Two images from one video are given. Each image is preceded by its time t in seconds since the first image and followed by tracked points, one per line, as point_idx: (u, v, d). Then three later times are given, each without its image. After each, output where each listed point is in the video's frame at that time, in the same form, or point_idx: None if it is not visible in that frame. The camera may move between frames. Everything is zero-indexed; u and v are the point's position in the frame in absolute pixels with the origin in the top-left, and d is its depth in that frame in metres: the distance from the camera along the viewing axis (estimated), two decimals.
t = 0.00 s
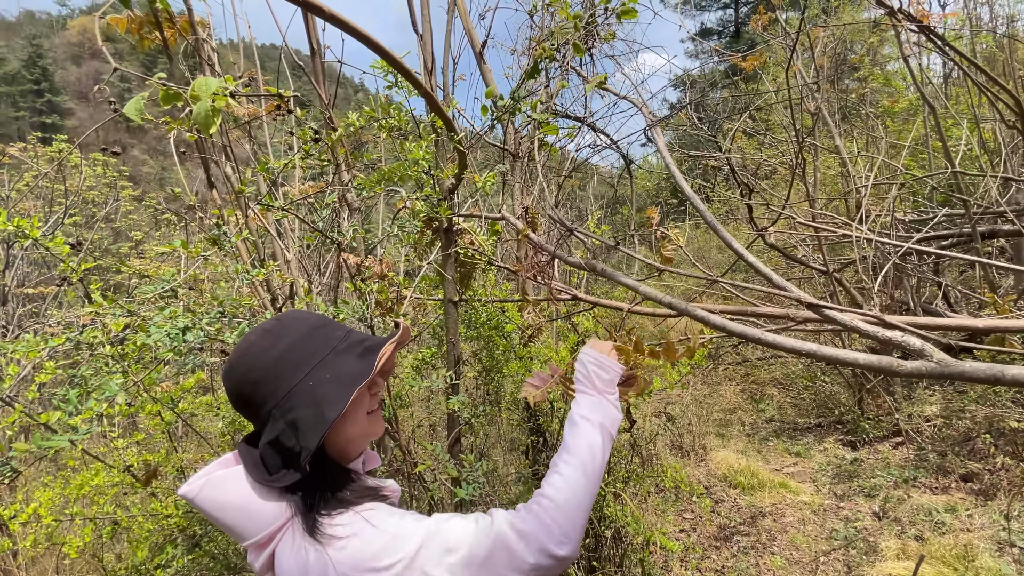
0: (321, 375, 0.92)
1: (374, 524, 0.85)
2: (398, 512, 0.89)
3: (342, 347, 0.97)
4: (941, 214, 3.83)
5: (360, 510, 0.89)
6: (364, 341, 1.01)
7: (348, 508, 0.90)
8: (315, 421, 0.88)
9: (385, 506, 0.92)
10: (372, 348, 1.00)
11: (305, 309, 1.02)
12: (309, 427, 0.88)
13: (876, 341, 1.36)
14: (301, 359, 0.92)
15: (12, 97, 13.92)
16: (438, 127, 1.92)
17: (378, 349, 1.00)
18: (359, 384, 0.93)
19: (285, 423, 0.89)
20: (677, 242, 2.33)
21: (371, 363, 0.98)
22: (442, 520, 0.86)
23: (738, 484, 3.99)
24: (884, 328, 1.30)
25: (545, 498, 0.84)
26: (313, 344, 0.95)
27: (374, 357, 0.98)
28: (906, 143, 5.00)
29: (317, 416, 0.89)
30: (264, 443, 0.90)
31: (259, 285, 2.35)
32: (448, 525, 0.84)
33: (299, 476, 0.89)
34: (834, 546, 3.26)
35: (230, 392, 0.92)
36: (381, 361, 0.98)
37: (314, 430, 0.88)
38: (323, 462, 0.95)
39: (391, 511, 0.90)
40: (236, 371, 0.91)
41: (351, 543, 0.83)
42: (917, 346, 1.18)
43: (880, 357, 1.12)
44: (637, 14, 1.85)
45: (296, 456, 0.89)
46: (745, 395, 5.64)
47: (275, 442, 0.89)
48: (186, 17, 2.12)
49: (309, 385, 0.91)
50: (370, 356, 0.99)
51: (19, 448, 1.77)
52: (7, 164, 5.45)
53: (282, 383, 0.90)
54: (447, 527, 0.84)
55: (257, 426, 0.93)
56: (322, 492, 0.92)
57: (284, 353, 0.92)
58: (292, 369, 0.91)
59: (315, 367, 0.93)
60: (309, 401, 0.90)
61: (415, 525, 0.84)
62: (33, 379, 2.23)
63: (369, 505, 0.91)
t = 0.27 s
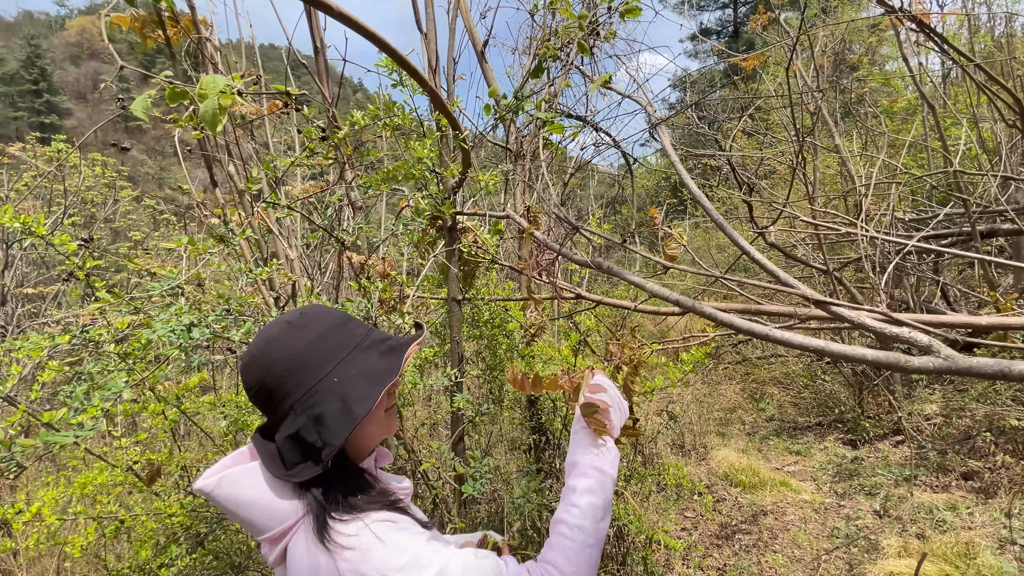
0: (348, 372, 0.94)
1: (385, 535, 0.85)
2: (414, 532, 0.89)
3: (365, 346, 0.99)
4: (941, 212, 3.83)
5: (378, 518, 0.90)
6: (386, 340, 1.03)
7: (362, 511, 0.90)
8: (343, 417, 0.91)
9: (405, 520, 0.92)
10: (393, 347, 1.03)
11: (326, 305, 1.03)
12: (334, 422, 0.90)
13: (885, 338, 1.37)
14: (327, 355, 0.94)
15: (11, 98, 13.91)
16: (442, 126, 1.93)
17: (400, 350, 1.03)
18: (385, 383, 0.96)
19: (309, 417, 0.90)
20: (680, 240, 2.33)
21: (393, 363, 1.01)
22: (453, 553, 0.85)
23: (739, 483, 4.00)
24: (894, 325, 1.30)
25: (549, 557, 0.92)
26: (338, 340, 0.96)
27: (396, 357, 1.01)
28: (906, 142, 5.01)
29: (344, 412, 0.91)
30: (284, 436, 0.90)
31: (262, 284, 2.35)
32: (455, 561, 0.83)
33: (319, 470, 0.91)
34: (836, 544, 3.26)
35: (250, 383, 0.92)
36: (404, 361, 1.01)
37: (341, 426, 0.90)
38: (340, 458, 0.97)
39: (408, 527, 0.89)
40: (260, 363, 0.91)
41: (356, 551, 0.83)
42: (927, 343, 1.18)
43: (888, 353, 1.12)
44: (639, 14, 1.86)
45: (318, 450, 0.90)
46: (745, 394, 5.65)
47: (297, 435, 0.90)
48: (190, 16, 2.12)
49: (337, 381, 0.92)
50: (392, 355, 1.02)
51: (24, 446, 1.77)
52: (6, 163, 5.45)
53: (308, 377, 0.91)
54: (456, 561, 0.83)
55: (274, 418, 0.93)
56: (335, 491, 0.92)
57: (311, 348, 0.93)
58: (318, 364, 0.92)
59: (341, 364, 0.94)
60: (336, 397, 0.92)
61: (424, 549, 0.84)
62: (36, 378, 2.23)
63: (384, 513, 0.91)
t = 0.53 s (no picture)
0: (357, 370, 0.95)
1: (382, 532, 0.86)
2: (417, 535, 0.88)
3: (378, 345, 1.01)
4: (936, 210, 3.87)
5: (386, 516, 0.91)
6: (400, 342, 1.05)
7: (370, 506, 0.92)
8: (346, 415, 0.91)
9: (413, 523, 0.92)
10: (406, 349, 1.04)
11: (348, 300, 1.06)
12: (340, 419, 0.92)
13: (879, 332, 1.41)
14: (340, 351, 0.96)
15: (5, 96, 13.83)
16: (443, 125, 1.95)
17: (412, 352, 1.04)
18: (393, 384, 0.97)
19: (318, 411, 0.92)
20: (679, 238, 2.36)
21: (405, 365, 1.01)
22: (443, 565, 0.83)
23: (737, 478, 4.04)
24: (887, 318, 1.34)
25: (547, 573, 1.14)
26: (352, 337, 0.98)
27: (407, 359, 1.02)
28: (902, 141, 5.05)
29: (350, 410, 0.92)
30: (295, 427, 0.93)
31: (264, 282, 2.36)
32: (439, 573, 0.81)
33: (323, 464, 0.93)
34: (831, 538, 3.31)
35: (268, 372, 0.95)
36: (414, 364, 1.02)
37: (345, 423, 0.91)
38: (347, 452, 0.99)
39: (411, 530, 0.89)
40: (278, 353, 0.94)
41: (352, 543, 0.85)
42: (917, 336, 1.22)
43: (879, 346, 1.15)
44: (637, 14, 1.89)
45: (325, 445, 0.92)
46: (742, 391, 5.69)
47: (307, 428, 0.92)
48: (191, 14, 2.13)
49: (345, 377, 0.94)
50: (404, 357, 1.03)
51: (30, 442, 1.79)
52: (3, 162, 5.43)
53: (322, 371, 0.93)
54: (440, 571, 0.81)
55: (289, 407, 0.96)
56: (343, 484, 0.95)
57: (325, 342, 0.95)
58: (330, 359, 0.95)
59: (352, 361, 0.96)
60: (343, 393, 0.93)
61: (413, 554, 0.83)
62: (39, 375, 2.24)
63: (391, 511, 0.93)
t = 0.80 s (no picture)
0: (334, 368, 0.99)
1: (352, 531, 0.86)
2: (386, 542, 0.88)
3: (365, 345, 1.03)
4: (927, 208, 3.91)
5: (363, 517, 0.91)
6: (388, 343, 1.04)
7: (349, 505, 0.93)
8: (312, 411, 0.95)
9: (386, 531, 0.91)
10: (392, 351, 1.03)
11: (360, 298, 1.12)
12: (310, 412, 0.96)
13: (865, 327, 1.43)
14: (327, 349, 1.02)
15: None
16: (439, 124, 1.97)
17: (394, 355, 1.02)
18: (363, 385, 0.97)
19: (299, 402, 0.99)
20: (672, 235, 2.38)
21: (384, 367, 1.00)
22: None
23: (730, 473, 4.08)
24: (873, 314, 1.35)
25: None
26: (342, 336, 1.03)
27: (386, 360, 1.00)
28: (894, 138, 5.09)
29: (318, 405, 0.96)
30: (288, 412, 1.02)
31: (260, 279, 2.38)
32: None
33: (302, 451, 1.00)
34: (823, 531, 3.36)
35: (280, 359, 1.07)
36: (389, 368, 0.99)
37: (312, 418, 0.96)
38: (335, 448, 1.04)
39: (382, 537, 0.88)
40: (284, 344, 1.05)
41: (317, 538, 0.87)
42: (900, 331, 1.23)
43: (864, 340, 1.17)
44: (632, 14, 1.90)
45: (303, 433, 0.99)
46: (736, 387, 5.74)
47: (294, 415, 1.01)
48: (187, 13, 2.13)
49: (324, 374, 0.99)
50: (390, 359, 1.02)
51: (29, 439, 1.80)
52: None
53: (310, 364, 1.01)
54: None
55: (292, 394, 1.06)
56: (326, 474, 0.99)
57: (317, 338, 1.02)
58: (318, 355, 1.01)
59: (336, 358, 1.01)
60: (319, 388, 0.98)
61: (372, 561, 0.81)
62: (36, 373, 2.25)
63: (369, 511, 0.93)
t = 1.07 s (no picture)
0: (308, 361, 1.15)
1: (316, 524, 1.01)
2: (345, 541, 1.01)
3: (336, 340, 1.16)
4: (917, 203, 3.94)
5: (331, 512, 1.05)
6: (356, 339, 1.16)
7: (321, 499, 1.08)
8: (285, 398, 1.13)
9: (350, 528, 1.04)
10: (357, 347, 1.15)
11: (346, 292, 1.25)
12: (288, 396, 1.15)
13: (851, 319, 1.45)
14: (309, 341, 1.18)
15: None
16: (431, 118, 1.97)
17: (354, 352, 1.13)
18: (325, 377, 1.12)
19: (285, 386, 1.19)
20: (664, 230, 2.40)
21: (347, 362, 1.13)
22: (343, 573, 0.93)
23: (722, 466, 4.12)
24: (858, 306, 1.37)
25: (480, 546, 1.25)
26: (319, 331, 1.18)
27: (347, 357, 1.13)
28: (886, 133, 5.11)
29: (293, 390, 1.14)
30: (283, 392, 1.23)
31: (252, 274, 2.37)
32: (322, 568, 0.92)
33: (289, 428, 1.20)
34: (813, 523, 3.40)
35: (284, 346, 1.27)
36: (348, 365, 1.12)
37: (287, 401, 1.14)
38: (326, 431, 1.23)
39: (342, 534, 1.01)
40: (282, 334, 1.24)
41: (290, 521, 1.05)
42: (884, 322, 1.25)
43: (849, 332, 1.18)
44: (623, 8, 1.90)
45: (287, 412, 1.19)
46: (729, 381, 5.78)
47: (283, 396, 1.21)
48: (177, 6, 2.11)
49: (301, 365, 1.16)
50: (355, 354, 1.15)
51: (21, 435, 1.79)
52: None
53: (295, 354, 1.19)
54: None
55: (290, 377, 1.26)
56: (312, 458, 1.18)
57: (301, 332, 1.19)
58: (301, 346, 1.18)
59: (313, 350, 1.16)
60: (296, 376, 1.15)
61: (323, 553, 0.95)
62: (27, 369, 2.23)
63: (338, 507, 1.07)
